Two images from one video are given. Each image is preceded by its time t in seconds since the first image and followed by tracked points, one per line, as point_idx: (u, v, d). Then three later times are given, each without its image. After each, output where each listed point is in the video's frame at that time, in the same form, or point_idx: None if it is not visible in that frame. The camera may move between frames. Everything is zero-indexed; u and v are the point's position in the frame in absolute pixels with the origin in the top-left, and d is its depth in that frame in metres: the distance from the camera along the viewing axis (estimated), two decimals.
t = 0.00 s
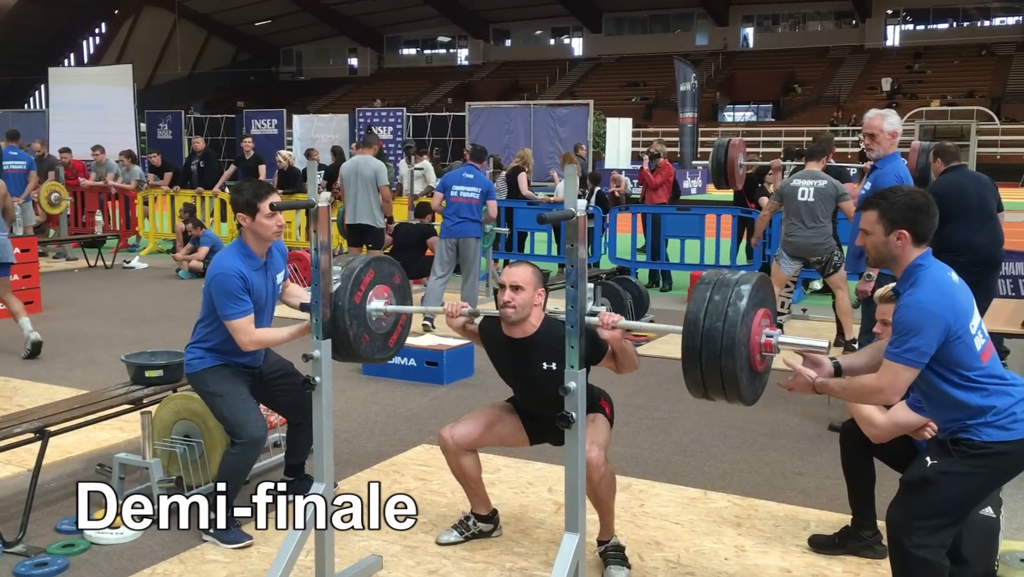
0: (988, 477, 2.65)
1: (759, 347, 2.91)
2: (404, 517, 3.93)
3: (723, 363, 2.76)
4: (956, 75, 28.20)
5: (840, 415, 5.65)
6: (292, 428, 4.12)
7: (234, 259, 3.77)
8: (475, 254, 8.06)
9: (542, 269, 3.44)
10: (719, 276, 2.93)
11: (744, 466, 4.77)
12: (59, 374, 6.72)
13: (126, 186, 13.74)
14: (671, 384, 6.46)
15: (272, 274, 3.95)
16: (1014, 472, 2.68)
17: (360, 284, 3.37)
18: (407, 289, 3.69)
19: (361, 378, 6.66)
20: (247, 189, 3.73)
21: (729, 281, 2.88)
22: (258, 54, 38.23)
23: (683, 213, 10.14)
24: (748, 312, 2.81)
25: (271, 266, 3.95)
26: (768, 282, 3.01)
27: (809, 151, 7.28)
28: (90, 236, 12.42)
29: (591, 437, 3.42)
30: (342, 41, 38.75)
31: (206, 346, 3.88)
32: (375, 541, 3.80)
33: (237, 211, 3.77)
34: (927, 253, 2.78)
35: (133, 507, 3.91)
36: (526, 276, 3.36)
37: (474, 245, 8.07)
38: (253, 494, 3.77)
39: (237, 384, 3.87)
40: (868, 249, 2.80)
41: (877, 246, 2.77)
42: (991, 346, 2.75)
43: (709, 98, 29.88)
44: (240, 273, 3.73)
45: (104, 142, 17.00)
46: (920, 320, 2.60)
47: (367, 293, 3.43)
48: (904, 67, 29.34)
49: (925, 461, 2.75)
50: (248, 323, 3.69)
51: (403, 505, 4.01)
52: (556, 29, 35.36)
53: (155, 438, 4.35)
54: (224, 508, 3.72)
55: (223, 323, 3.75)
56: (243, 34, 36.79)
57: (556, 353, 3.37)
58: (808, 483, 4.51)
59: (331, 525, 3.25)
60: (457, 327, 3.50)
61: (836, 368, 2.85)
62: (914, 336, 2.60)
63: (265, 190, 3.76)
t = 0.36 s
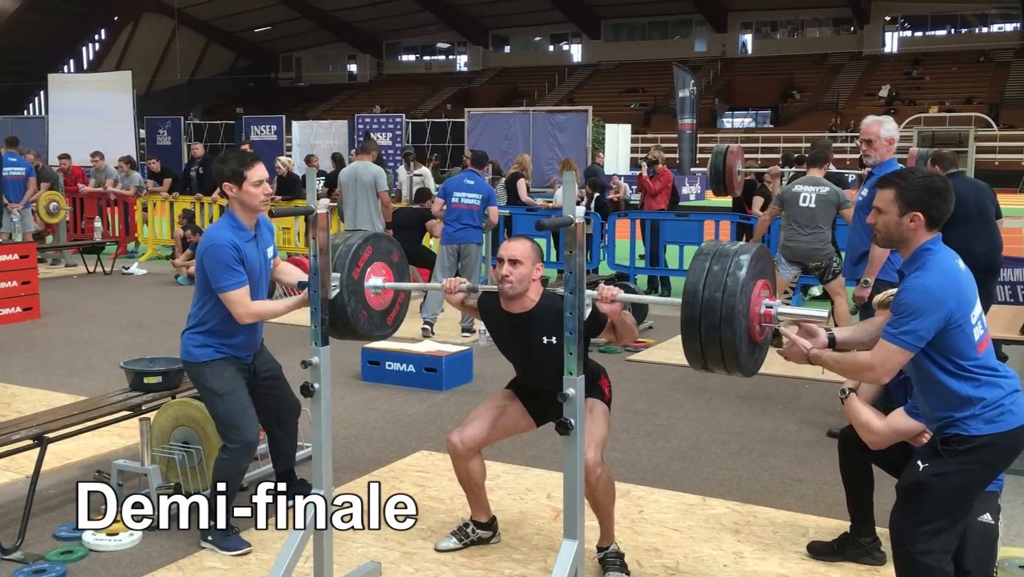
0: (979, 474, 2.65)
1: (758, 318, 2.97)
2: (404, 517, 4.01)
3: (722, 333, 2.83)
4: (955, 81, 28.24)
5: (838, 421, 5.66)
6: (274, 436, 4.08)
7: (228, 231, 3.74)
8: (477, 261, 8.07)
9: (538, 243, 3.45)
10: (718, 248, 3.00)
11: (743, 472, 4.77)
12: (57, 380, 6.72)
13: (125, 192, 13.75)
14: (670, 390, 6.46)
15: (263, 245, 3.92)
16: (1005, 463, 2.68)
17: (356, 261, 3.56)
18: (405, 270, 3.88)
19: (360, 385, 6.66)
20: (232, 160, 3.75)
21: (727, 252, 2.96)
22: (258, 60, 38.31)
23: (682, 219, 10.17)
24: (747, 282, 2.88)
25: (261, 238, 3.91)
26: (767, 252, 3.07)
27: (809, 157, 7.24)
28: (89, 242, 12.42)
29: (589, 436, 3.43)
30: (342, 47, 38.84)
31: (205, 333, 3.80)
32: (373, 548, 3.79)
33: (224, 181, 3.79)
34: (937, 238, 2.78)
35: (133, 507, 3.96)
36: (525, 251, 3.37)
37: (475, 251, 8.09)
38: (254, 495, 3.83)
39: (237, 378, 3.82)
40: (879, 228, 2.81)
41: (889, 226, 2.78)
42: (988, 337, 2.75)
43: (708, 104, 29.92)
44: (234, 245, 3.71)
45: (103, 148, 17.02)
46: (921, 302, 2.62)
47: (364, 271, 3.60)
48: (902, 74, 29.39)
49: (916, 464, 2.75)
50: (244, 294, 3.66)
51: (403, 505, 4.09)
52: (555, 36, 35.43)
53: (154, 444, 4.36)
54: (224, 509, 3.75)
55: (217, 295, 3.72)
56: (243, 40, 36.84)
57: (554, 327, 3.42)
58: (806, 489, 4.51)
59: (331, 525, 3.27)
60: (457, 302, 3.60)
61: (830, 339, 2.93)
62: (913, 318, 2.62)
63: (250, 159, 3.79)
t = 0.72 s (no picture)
0: (970, 471, 2.66)
1: (762, 279, 3.04)
2: (404, 517, 4.03)
3: (725, 293, 2.90)
4: (955, 88, 28.27)
5: (838, 428, 5.65)
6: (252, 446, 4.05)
7: (223, 206, 3.77)
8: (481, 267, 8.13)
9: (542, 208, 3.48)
10: (720, 209, 3.06)
11: (743, 479, 4.76)
12: (57, 387, 6.71)
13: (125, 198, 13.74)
14: (671, 396, 6.45)
15: (264, 223, 3.94)
16: (990, 459, 2.69)
17: (358, 231, 3.53)
18: (405, 240, 3.85)
19: (360, 391, 6.66)
20: (227, 138, 3.78)
21: (730, 213, 3.02)
22: (258, 66, 38.43)
23: (682, 225, 10.18)
24: (749, 244, 2.95)
25: (261, 215, 3.96)
26: (768, 214, 3.15)
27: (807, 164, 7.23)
28: (89, 248, 12.43)
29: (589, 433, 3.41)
30: (342, 53, 38.94)
31: (220, 318, 3.81)
32: (373, 555, 3.78)
33: (218, 159, 3.82)
34: (952, 226, 2.77)
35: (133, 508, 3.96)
36: (529, 211, 3.39)
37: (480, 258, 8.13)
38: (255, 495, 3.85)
39: (249, 367, 3.85)
40: (896, 212, 2.78)
41: (905, 210, 2.75)
42: (986, 332, 2.77)
43: (708, 110, 29.93)
44: (228, 219, 3.73)
45: (104, 154, 17.04)
46: (928, 289, 2.63)
47: (366, 241, 3.58)
48: (902, 80, 29.39)
49: (909, 469, 2.76)
50: (238, 267, 3.69)
51: (402, 506, 4.11)
52: (555, 42, 35.48)
53: (154, 450, 4.37)
54: (224, 510, 3.76)
55: (214, 271, 3.75)
56: (244, 46, 36.95)
57: (556, 293, 3.46)
58: (807, 496, 4.50)
59: (331, 525, 3.28)
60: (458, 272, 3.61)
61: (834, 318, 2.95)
62: (916, 305, 2.64)
63: (244, 138, 3.82)
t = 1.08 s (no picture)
0: (957, 466, 2.67)
1: (766, 203, 3.07)
2: (403, 518, 4.04)
3: (731, 215, 2.92)
4: (956, 88, 28.24)
5: (840, 429, 5.65)
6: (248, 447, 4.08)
7: (217, 203, 3.77)
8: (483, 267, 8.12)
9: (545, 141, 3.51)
10: (723, 133, 3.05)
11: (744, 480, 4.76)
12: (58, 388, 6.72)
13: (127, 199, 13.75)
14: (672, 397, 6.45)
15: (260, 220, 3.94)
16: (976, 454, 2.69)
17: (360, 169, 3.46)
18: (408, 181, 3.84)
19: (361, 392, 6.67)
20: (221, 136, 3.80)
21: (733, 137, 3.01)
22: (259, 67, 38.48)
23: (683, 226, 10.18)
24: (753, 165, 2.95)
25: (257, 213, 3.95)
26: (772, 139, 3.14)
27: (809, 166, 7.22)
28: (91, 249, 12.44)
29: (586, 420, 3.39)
30: (344, 55, 39.00)
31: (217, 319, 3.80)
32: (375, 556, 3.78)
33: (211, 157, 3.83)
34: (973, 216, 2.75)
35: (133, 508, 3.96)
36: (532, 141, 3.44)
37: (482, 258, 8.12)
38: (254, 495, 3.87)
39: (251, 369, 3.85)
40: (916, 197, 2.76)
41: (925, 196, 2.74)
42: (982, 326, 2.77)
43: (710, 111, 29.91)
44: (223, 214, 3.74)
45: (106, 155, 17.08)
46: (934, 271, 2.62)
47: (368, 179, 3.52)
48: (903, 80, 29.38)
49: (906, 470, 2.76)
50: (236, 259, 3.68)
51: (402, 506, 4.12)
52: (556, 43, 35.50)
53: (156, 452, 4.36)
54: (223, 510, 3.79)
55: (211, 265, 3.75)
56: (245, 48, 37.02)
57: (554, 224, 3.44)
58: (809, 497, 4.50)
59: (331, 526, 3.28)
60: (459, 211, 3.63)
61: (836, 279, 2.94)
62: (919, 285, 2.63)
63: (236, 136, 3.84)
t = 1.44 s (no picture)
0: (957, 461, 2.66)
1: (771, 198, 3.05)
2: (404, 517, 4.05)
3: (736, 209, 2.91)
4: (958, 84, 28.18)
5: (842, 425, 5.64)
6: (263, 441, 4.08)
7: (216, 204, 3.77)
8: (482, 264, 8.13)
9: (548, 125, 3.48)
10: (729, 126, 3.05)
11: (747, 477, 4.75)
12: (60, 386, 6.73)
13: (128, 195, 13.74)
14: (674, 394, 6.45)
15: (256, 221, 3.93)
16: (975, 451, 2.69)
17: (365, 162, 3.59)
18: (411, 173, 3.94)
19: (363, 389, 6.67)
20: (213, 136, 3.80)
21: (739, 130, 3.01)
22: (260, 65, 38.48)
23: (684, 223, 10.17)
24: (759, 158, 2.95)
25: (253, 214, 3.94)
26: (778, 134, 3.14)
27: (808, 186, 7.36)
28: (93, 247, 12.44)
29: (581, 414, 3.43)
30: (344, 52, 38.99)
31: (206, 322, 3.82)
32: (376, 553, 3.78)
33: (206, 158, 3.82)
34: (973, 212, 2.75)
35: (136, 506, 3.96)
36: (535, 130, 3.42)
37: (480, 255, 8.13)
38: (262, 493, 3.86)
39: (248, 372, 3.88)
40: (917, 195, 2.76)
41: (926, 193, 2.74)
42: (982, 323, 2.77)
43: (711, 108, 29.85)
44: (222, 215, 3.75)
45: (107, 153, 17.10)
46: (932, 267, 2.62)
47: (373, 172, 3.65)
48: (905, 77, 29.35)
49: (905, 467, 2.76)
50: (232, 263, 3.71)
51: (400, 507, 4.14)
52: (557, 40, 35.49)
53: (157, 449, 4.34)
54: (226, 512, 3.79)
55: (207, 269, 3.77)
56: (246, 45, 37.02)
57: (556, 210, 3.45)
58: (811, 494, 4.50)
59: (333, 523, 3.28)
60: (465, 201, 3.64)
61: (839, 276, 2.92)
62: (917, 281, 2.63)
63: (230, 135, 3.84)
